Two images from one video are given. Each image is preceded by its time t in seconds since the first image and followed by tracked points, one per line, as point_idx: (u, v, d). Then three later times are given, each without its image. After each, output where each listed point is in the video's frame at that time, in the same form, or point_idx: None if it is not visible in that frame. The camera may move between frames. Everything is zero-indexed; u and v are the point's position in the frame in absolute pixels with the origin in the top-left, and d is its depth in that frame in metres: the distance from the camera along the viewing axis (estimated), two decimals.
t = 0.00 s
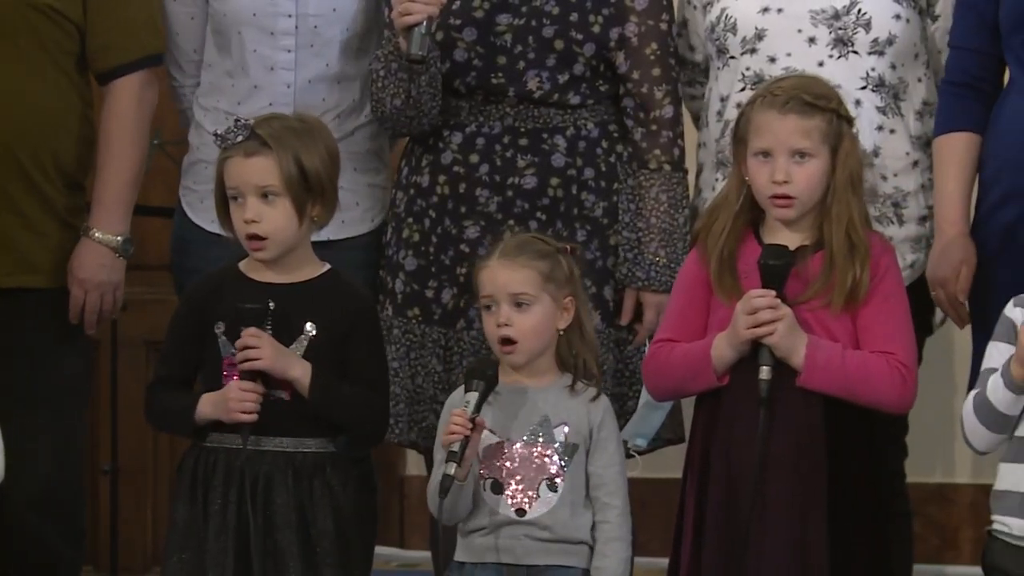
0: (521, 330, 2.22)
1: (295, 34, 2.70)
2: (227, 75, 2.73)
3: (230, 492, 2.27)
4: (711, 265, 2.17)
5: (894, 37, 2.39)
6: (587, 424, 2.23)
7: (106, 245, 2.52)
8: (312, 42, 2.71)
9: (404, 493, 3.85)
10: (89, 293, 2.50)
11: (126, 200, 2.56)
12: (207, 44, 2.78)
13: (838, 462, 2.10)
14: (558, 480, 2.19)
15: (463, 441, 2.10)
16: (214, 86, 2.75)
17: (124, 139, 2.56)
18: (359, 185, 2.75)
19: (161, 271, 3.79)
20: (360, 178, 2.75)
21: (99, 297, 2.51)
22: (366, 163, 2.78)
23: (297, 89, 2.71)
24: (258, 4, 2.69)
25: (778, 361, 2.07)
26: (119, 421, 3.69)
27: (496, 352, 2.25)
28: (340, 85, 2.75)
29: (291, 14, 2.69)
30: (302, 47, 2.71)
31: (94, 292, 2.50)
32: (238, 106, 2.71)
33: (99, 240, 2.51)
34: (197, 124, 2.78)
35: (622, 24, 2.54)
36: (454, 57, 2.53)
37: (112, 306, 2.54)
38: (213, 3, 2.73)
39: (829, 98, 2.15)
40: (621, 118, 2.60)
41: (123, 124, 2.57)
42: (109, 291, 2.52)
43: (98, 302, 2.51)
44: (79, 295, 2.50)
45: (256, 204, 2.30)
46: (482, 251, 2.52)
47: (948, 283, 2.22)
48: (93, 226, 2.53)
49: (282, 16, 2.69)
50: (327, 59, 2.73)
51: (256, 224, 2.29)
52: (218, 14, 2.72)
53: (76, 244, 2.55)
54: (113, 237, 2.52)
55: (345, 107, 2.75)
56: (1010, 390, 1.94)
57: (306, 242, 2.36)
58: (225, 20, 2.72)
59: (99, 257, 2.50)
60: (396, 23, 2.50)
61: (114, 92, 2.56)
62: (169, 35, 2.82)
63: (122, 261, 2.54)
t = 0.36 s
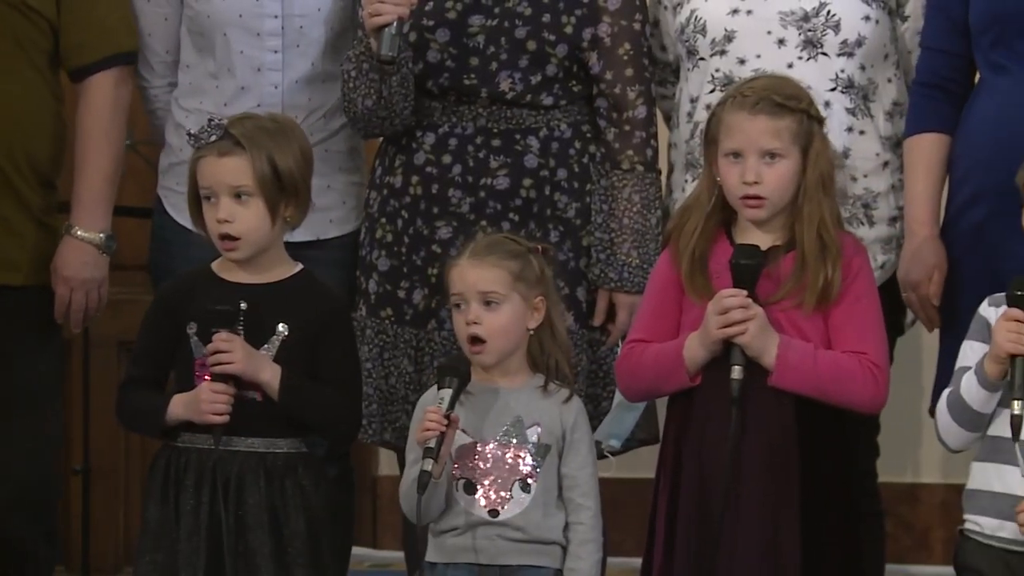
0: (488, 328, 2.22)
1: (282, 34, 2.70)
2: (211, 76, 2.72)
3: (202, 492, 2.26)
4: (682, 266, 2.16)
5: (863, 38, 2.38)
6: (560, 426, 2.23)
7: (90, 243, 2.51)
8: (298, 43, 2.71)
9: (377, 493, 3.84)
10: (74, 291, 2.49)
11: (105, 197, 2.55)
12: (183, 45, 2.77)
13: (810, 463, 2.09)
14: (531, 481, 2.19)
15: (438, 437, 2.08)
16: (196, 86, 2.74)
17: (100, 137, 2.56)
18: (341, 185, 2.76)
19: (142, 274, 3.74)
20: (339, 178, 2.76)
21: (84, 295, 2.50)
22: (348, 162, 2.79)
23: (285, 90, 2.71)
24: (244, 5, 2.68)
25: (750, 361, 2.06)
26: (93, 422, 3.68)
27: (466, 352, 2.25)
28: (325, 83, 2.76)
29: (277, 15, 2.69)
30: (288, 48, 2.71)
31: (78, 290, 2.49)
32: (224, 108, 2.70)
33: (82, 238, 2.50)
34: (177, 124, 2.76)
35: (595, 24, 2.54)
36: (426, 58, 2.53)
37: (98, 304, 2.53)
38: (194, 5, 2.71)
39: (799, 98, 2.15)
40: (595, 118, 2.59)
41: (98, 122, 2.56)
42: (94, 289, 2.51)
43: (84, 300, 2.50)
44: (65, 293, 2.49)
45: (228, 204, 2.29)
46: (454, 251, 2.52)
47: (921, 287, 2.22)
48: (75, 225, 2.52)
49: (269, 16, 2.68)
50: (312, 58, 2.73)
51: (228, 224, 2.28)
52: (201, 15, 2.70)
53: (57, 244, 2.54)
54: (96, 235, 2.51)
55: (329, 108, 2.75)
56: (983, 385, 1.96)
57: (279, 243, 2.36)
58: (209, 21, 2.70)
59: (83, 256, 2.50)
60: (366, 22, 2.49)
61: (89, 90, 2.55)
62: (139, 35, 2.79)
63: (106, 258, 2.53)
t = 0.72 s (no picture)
0: (463, 325, 2.22)
1: (254, 36, 2.70)
2: (184, 78, 2.72)
3: (173, 493, 2.25)
4: (652, 264, 2.14)
5: (831, 39, 2.40)
6: (530, 425, 2.23)
7: (39, 242, 2.49)
8: (270, 45, 2.71)
9: (347, 493, 3.84)
10: (24, 291, 2.47)
11: (55, 196, 2.54)
12: (156, 46, 2.77)
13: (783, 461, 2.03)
14: (501, 480, 2.20)
15: (411, 429, 2.07)
16: (168, 87, 2.73)
17: (51, 137, 2.55)
18: (316, 185, 2.76)
19: (111, 272, 3.76)
20: (315, 177, 2.77)
21: (34, 295, 2.48)
22: (325, 162, 2.80)
23: (258, 92, 2.71)
24: (217, 6, 2.68)
25: (720, 359, 2.03)
26: (63, 422, 3.66)
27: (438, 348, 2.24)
28: (297, 85, 2.75)
29: (250, 17, 2.69)
30: (261, 50, 2.71)
31: (29, 290, 2.47)
32: (199, 109, 2.70)
33: (31, 237, 2.48)
34: (150, 126, 2.75)
35: (567, 25, 2.55)
36: (399, 58, 2.53)
37: (48, 304, 2.51)
38: (166, 6, 2.71)
39: (771, 99, 2.12)
40: (566, 117, 2.60)
41: (49, 120, 2.55)
42: (44, 289, 2.49)
43: (33, 300, 2.48)
44: (14, 293, 2.46)
45: (197, 202, 2.28)
46: (427, 251, 2.51)
47: (887, 286, 2.25)
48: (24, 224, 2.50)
49: (242, 18, 2.69)
50: (286, 59, 2.73)
51: (197, 222, 2.27)
52: (175, 16, 2.70)
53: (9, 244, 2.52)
54: (45, 234, 2.49)
55: (300, 109, 2.75)
56: (955, 394, 1.94)
57: (249, 241, 2.35)
58: (182, 23, 2.70)
59: (32, 256, 2.48)
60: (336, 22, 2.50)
61: (40, 88, 2.54)
62: (107, 32, 2.80)
63: (55, 257, 2.51)
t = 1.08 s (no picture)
0: (448, 329, 2.22)
1: (222, 37, 2.69)
2: (154, 77, 2.73)
3: (147, 494, 2.25)
4: (625, 262, 2.14)
5: (803, 39, 2.41)
6: (503, 425, 2.23)
7: None
8: (238, 45, 2.71)
9: (321, 493, 3.84)
10: None
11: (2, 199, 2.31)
12: (131, 44, 2.79)
13: (755, 460, 2.02)
14: (475, 480, 2.20)
15: (397, 425, 2.03)
16: (140, 87, 2.75)
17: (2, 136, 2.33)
18: (289, 184, 2.76)
19: (84, 272, 3.74)
20: (288, 177, 2.77)
21: None
22: (297, 161, 2.79)
23: (225, 92, 2.71)
24: (184, 7, 2.68)
25: (690, 359, 2.03)
26: (36, 421, 3.64)
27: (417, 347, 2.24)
28: (266, 86, 2.74)
29: (217, 18, 2.69)
30: (229, 50, 2.70)
31: None
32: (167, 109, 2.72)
33: None
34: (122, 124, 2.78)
35: (543, 21, 2.54)
36: (373, 52, 2.55)
37: None
38: (138, 5, 2.73)
39: (744, 99, 2.13)
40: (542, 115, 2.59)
41: None
42: None
43: None
44: None
45: (170, 203, 2.28)
46: (399, 248, 2.52)
47: (862, 277, 2.26)
48: None
49: (209, 19, 2.68)
50: (255, 59, 2.72)
51: (169, 222, 2.27)
52: (144, 15, 2.72)
53: None
54: None
55: (270, 108, 2.74)
56: (939, 405, 1.91)
57: (221, 242, 2.35)
58: (151, 23, 2.71)
59: None
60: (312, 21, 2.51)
61: None
62: (87, 33, 2.83)
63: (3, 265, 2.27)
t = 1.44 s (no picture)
0: (430, 332, 2.23)
1: (192, 39, 2.69)
2: (122, 77, 2.73)
3: (120, 493, 2.24)
4: (596, 262, 2.14)
5: (771, 36, 2.42)
6: (477, 425, 2.23)
7: None
8: (209, 46, 2.71)
9: (291, 494, 3.84)
10: None
11: None
12: (103, 43, 2.79)
13: (726, 456, 2.03)
14: (451, 479, 2.19)
15: (370, 429, 2.02)
16: (110, 87, 2.75)
17: None
18: (261, 185, 2.76)
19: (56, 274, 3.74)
20: (259, 178, 2.76)
21: None
22: (267, 161, 2.78)
23: (195, 94, 2.70)
24: (155, 9, 2.69)
25: (661, 355, 2.03)
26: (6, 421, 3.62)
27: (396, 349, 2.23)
28: (236, 87, 2.73)
29: (187, 19, 2.69)
30: (199, 51, 2.70)
31: None
32: (137, 109, 2.72)
33: None
34: (95, 123, 2.78)
35: (516, 22, 2.54)
36: (346, 53, 2.55)
37: None
38: (110, 5, 2.73)
39: (713, 97, 2.15)
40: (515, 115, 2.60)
41: None
42: None
43: None
44: None
45: (145, 203, 2.28)
46: (372, 248, 2.51)
47: (834, 279, 2.25)
48: None
49: (180, 20, 2.69)
50: (225, 61, 2.72)
51: (146, 223, 2.26)
52: (115, 15, 2.72)
53: None
54: None
55: (241, 108, 2.73)
56: (900, 405, 1.90)
57: (195, 242, 2.35)
58: (122, 23, 2.72)
59: None
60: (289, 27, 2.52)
61: None
62: (61, 34, 2.84)
63: None
